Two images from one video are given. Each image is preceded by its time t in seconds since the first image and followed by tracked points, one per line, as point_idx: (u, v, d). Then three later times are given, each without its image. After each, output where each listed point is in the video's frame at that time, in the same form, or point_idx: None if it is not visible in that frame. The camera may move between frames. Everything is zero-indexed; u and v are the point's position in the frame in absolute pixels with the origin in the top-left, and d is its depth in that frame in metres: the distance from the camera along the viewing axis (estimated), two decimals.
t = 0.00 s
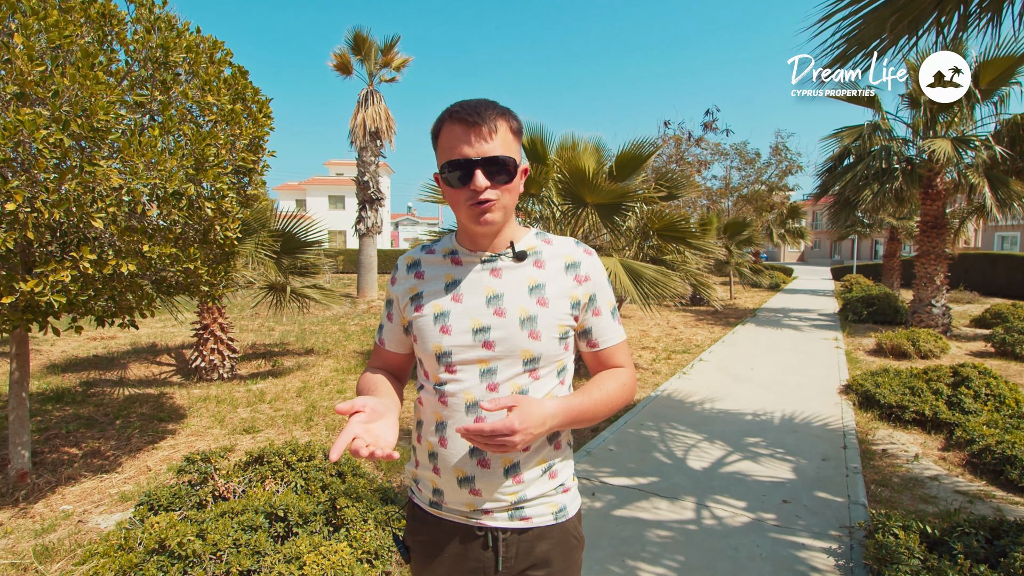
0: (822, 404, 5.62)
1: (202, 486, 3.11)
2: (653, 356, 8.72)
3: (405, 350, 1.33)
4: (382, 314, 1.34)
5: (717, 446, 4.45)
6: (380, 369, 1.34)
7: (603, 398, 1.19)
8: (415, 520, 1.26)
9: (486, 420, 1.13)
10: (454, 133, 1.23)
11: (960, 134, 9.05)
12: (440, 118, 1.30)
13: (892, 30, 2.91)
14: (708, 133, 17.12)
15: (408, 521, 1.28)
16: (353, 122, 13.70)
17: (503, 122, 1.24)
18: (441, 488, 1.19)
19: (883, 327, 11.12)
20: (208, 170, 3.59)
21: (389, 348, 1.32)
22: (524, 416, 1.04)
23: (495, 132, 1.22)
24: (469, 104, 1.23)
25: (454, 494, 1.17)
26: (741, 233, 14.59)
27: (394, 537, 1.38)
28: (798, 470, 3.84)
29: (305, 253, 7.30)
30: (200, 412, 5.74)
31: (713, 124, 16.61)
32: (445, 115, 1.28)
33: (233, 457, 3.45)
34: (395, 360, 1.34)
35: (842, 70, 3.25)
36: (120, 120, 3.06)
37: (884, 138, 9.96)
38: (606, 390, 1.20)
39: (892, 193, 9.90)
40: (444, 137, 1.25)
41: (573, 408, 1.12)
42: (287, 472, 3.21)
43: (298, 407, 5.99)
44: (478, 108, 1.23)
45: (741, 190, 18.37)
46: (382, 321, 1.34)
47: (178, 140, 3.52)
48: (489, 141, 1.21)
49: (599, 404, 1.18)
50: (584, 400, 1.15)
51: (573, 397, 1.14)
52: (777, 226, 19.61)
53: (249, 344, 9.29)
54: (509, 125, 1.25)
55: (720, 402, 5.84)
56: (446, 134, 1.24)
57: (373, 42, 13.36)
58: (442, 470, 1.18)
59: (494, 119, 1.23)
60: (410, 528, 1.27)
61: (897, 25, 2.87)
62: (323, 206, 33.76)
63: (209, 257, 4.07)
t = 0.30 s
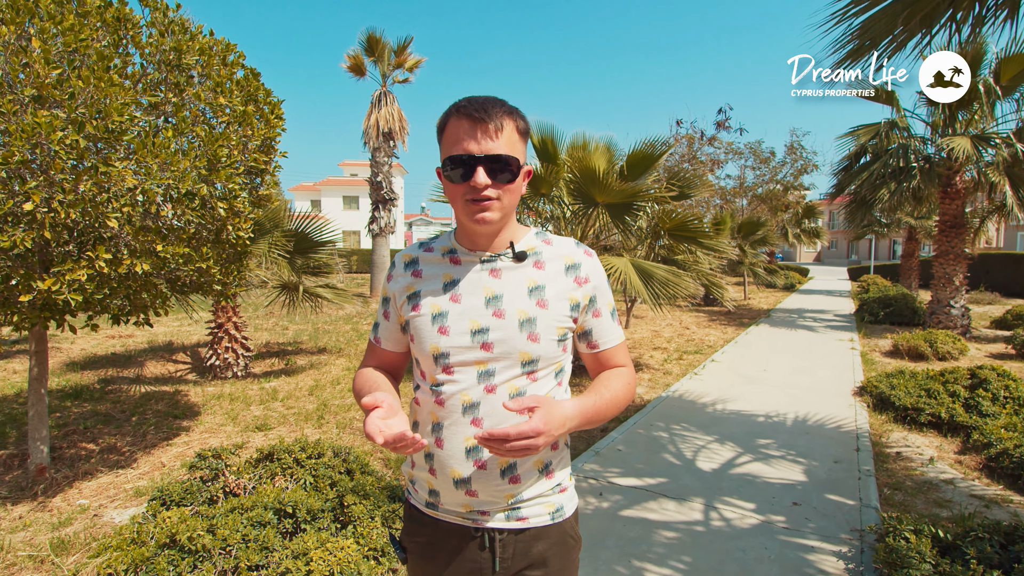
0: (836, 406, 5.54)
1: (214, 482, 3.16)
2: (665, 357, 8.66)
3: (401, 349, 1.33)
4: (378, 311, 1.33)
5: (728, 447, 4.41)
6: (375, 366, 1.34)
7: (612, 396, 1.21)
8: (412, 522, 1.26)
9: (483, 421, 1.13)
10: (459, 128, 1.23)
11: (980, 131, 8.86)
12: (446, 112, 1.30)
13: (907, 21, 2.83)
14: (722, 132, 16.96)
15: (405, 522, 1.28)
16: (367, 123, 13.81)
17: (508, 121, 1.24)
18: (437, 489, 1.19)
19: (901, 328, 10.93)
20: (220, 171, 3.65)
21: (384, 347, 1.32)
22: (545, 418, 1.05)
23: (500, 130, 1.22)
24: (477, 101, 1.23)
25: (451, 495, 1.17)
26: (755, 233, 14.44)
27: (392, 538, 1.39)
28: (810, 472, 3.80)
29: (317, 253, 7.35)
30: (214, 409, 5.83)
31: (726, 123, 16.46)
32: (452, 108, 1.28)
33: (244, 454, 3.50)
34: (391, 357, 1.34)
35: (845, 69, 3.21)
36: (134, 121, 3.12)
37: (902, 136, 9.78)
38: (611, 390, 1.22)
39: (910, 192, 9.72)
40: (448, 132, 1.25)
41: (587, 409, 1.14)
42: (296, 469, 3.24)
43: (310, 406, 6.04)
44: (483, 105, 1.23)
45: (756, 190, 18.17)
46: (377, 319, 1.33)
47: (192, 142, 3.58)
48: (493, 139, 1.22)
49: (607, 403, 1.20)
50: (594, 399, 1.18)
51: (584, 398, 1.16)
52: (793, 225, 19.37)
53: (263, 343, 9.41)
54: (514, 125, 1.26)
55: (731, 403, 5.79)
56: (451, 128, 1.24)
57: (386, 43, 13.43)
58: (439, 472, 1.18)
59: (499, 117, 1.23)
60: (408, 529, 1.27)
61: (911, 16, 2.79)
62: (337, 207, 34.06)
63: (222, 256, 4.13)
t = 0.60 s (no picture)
0: (845, 408, 5.49)
1: (222, 479, 3.20)
2: (673, 357, 8.62)
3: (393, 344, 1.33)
4: (371, 305, 1.34)
5: (734, 448, 4.38)
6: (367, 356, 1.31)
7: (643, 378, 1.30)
8: (404, 519, 1.27)
9: (470, 415, 1.14)
10: (464, 132, 1.26)
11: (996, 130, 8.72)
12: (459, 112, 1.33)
13: (915, 20, 2.80)
14: (732, 131, 16.84)
15: (397, 520, 1.30)
16: (377, 124, 13.89)
17: (512, 131, 1.25)
18: (426, 485, 1.20)
19: (913, 330, 10.79)
20: (230, 172, 3.70)
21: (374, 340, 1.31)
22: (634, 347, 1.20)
23: (500, 140, 1.24)
24: (483, 108, 1.25)
25: (439, 491, 1.19)
26: (765, 233, 14.32)
27: (386, 536, 1.40)
28: (817, 474, 3.77)
29: (326, 253, 7.40)
30: (224, 407, 5.89)
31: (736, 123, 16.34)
32: (463, 109, 1.30)
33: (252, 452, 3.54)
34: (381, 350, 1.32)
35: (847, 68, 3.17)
36: (145, 123, 3.17)
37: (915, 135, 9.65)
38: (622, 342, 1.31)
39: (923, 192, 9.59)
40: (455, 131, 1.28)
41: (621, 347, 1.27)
42: (303, 466, 3.27)
43: (318, 404, 6.10)
44: (491, 112, 1.25)
45: (767, 190, 18.02)
46: (369, 312, 1.33)
47: (202, 142, 3.63)
48: (492, 147, 1.23)
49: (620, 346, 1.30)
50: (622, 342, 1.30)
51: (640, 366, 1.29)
52: (804, 225, 19.19)
53: (273, 342, 9.49)
54: (517, 137, 1.27)
55: (739, 404, 5.75)
56: (457, 129, 1.27)
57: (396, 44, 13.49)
58: (427, 468, 1.19)
59: (503, 126, 1.25)
60: (399, 525, 1.29)
61: (918, 14, 2.77)
62: (348, 207, 34.27)
63: (231, 255, 4.18)
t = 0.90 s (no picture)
0: (852, 409, 5.45)
1: (230, 475, 3.25)
2: (680, 358, 8.59)
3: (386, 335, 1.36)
4: (369, 297, 1.36)
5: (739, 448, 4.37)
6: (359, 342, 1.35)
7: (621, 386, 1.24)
8: (400, 512, 1.30)
9: (464, 408, 1.17)
10: (473, 124, 1.28)
11: (1009, 129, 8.60)
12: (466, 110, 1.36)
13: (920, 20, 2.79)
14: (740, 131, 16.75)
15: (394, 513, 1.32)
16: (385, 125, 13.95)
17: (519, 131, 1.29)
18: (422, 477, 1.22)
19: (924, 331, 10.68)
20: (238, 172, 3.75)
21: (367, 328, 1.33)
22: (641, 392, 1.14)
23: (510, 137, 1.27)
24: (496, 107, 1.29)
25: (435, 484, 1.21)
26: (774, 233, 14.23)
27: (383, 529, 1.43)
28: (822, 475, 3.75)
29: (335, 252, 7.45)
30: (233, 405, 5.96)
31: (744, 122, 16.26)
32: (472, 106, 1.33)
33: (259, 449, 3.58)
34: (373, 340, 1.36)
35: (849, 69, 3.17)
36: (155, 125, 3.22)
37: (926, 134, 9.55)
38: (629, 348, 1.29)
39: (934, 191, 9.49)
40: (463, 124, 1.30)
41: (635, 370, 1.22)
42: (309, 463, 3.31)
43: (326, 403, 6.15)
44: (502, 111, 1.29)
45: (776, 190, 17.90)
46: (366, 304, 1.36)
47: (212, 144, 3.68)
48: (501, 142, 1.26)
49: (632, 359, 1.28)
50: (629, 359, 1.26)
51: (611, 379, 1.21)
52: (814, 225, 19.04)
53: (282, 341, 9.57)
54: (524, 138, 1.31)
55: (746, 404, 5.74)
56: (466, 122, 1.29)
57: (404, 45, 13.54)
58: (423, 460, 1.21)
59: (512, 126, 1.29)
60: (396, 518, 1.31)
61: (922, 14, 2.76)
62: (357, 207, 34.44)
63: (239, 255, 4.23)
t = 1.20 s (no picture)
0: (860, 410, 5.42)
1: (238, 472, 3.29)
2: (686, 358, 8.56)
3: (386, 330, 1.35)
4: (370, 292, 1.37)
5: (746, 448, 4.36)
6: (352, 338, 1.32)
7: (590, 376, 1.22)
8: (406, 503, 1.32)
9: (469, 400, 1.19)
10: (484, 127, 1.29)
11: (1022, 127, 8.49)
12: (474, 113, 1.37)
13: (926, 19, 2.77)
14: (748, 130, 16.66)
15: (399, 504, 1.34)
16: (394, 125, 14.02)
17: (528, 137, 1.32)
18: (428, 468, 1.24)
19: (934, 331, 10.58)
20: (247, 172, 3.80)
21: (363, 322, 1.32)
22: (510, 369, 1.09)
23: (519, 142, 1.29)
24: (506, 111, 1.31)
25: (440, 473, 1.23)
26: (783, 233, 14.14)
27: (387, 523, 1.44)
28: (828, 475, 3.74)
29: (343, 252, 7.50)
30: (242, 403, 6.02)
31: (752, 122, 16.17)
32: (481, 110, 1.35)
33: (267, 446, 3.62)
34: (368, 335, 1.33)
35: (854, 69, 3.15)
36: (166, 126, 3.27)
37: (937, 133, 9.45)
38: (593, 371, 1.23)
39: (945, 191, 9.39)
40: (472, 126, 1.31)
41: (562, 381, 1.15)
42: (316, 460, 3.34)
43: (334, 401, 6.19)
44: (513, 116, 1.31)
45: (785, 189, 17.78)
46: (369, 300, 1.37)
47: (221, 145, 3.73)
48: (512, 146, 1.28)
49: (585, 381, 1.21)
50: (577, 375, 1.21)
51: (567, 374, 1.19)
52: (824, 225, 18.90)
53: (290, 340, 9.65)
54: (532, 143, 1.33)
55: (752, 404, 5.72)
56: (476, 124, 1.30)
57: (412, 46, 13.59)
58: (429, 451, 1.23)
59: (522, 131, 1.31)
60: (402, 509, 1.33)
61: (929, 13, 2.74)
62: (366, 207, 34.60)
63: (248, 254, 4.28)
